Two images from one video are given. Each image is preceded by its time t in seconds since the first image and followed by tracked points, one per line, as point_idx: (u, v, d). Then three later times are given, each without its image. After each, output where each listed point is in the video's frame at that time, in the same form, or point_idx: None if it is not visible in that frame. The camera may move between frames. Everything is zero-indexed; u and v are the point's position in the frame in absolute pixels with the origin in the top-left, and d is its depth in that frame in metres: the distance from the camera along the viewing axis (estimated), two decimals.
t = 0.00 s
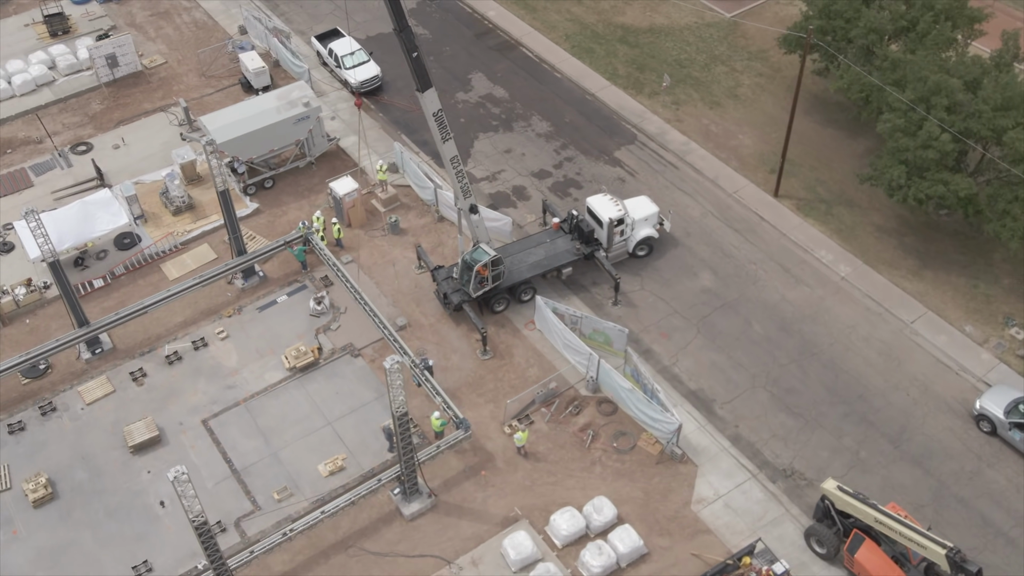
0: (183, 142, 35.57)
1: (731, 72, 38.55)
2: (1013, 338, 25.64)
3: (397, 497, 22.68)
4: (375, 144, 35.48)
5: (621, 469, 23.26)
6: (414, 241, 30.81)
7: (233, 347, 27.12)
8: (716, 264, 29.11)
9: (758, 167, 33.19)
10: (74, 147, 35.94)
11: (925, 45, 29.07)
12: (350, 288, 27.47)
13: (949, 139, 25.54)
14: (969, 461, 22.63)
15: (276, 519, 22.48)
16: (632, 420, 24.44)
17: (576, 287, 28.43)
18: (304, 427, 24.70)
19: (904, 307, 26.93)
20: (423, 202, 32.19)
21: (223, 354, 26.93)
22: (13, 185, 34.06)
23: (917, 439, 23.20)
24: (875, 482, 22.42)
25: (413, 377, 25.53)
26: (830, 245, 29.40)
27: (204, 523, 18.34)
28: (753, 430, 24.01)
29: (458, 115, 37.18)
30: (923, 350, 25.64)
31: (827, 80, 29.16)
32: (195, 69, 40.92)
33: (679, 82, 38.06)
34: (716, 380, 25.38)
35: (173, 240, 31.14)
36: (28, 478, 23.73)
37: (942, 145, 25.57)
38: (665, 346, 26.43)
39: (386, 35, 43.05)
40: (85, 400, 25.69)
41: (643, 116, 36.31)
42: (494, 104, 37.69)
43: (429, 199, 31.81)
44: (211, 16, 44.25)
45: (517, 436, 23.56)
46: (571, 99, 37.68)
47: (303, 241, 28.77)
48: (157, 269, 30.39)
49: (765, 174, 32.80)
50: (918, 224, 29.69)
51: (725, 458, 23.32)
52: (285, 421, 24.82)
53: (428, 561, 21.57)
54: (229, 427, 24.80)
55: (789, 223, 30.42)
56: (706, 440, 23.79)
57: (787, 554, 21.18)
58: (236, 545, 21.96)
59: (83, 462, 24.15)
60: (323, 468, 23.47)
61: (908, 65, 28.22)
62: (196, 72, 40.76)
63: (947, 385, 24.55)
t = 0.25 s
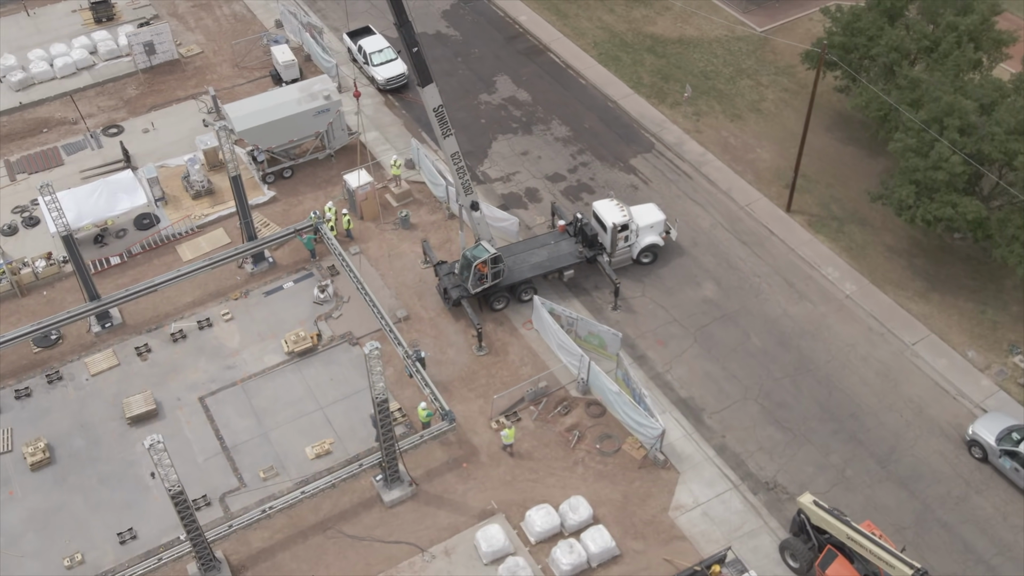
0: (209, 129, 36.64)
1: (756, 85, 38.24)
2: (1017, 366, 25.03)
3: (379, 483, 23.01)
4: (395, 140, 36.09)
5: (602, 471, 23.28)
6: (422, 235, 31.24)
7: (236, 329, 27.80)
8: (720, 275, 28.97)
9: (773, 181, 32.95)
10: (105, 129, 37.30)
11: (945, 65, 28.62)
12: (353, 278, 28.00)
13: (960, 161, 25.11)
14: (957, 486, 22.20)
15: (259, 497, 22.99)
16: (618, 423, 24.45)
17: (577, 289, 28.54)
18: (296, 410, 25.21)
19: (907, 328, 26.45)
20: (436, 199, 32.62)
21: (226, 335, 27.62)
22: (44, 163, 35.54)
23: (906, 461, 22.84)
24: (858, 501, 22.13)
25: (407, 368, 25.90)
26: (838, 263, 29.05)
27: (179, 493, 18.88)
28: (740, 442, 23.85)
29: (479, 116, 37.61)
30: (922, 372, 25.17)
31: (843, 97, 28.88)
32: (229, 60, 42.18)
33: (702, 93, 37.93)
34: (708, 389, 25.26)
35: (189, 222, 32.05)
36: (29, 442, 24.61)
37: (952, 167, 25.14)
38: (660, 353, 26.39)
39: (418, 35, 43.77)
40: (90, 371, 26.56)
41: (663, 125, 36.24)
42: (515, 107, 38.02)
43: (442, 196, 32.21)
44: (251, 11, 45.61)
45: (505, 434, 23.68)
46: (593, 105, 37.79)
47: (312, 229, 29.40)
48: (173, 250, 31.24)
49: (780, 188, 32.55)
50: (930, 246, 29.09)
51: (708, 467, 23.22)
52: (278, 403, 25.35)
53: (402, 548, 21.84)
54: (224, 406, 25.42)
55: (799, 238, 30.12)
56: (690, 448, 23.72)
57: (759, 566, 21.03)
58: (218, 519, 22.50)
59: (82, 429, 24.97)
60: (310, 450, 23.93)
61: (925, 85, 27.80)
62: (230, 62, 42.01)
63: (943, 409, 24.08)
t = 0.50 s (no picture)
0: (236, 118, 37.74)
1: (778, 101, 37.93)
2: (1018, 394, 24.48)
3: (363, 469, 23.39)
4: (415, 138, 36.69)
5: (582, 472, 23.36)
6: (431, 231, 31.68)
7: (241, 313, 28.53)
8: (723, 286, 28.86)
9: (787, 196, 32.70)
10: (138, 115, 38.72)
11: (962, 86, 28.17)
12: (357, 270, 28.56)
13: (967, 183, 24.69)
14: (941, 510, 21.86)
15: (246, 475, 23.58)
16: (605, 426, 24.50)
17: (577, 292, 28.67)
18: (290, 393, 25.77)
19: (907, 349, 26.04)
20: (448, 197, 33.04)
21: (230, 318, 28.37)
22: (76, 146, 37.12)
23: (890, 481, 22.55)
24: (837, 518, 21.91)
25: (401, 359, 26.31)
26: (843, 280, 28.71)
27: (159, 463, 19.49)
28: (724, 452, 23.77)
29: (499, 118, 38.01)
30: (917, 394, 24.79)
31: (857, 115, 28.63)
32: (263, 55, 43.45)
33: (724, 106, 37.77)
34: (698, 398, 25.19)
35: (207, 207, 33.02)
36: (33, 409, 25.57)
37: (958, 188, 24.75)
38: (653, 359, 26.40)
39: (449, 38, 44.46)
40: (98, 345, 27.49)
41: (682, 136, 36.14)
42: (536, 111, 38.33)
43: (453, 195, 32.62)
44: (289, 8, 46.83)
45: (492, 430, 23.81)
46: (613, 113, 37.87)
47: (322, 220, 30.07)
48: (190, 233, 32.19)
49: (792, 203, 32.32)
50: (940, 270, 28.62)
51: (690, 474, 23.17)
52: (273, 386, 25.96)
53: (378, 533, 22.17)
54: (221, 385, 26.10)
55: (807, 255, 29.85)
56: (673, 454, 23.70)
57: None
58: (204, 494, 23.13)
59: (84, 400, 25.85)
60: (299, 434, 24.47)
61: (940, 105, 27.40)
62: (263, 56, 43.26)
63: (935, 432, 23.72)
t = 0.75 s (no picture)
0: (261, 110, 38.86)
1: (799, 117, 37.55)
2: (1014, 420, 23.98)
3: (348, 454, 23.84)
4: (434, 137, 37.27)
5: (563, 469, 23.51)
6: (439, 228, 32.16)
7: (247, 297, 29.28)
8: (724, 296, 28.79)
9: (799, 210, 32.49)
10: (169, 104, 40.15)
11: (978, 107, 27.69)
12: (362, 260, 29.16)
13: (970, 204, 24.37)
14: (921, 531, 21.58)
15: (235, 453, 24.20)
16: (590, 426, 24.62)
17: (577, 294, 28.83)
18: (286, 376, 26.37)
19: (904, 369, 25.70)
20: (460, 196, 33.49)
21: (236, 301, 29.14)
22: (108, 130, 38.66)
23: (873, 499, 22.31)
24: (814, 532, 21.77)
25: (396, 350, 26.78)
26: (846, 297, 28.42)
27: (144, 432, 20.17)
28: (708, 459, 23.73)
29: (519, 121, 38.41)
30: (910, 414, 24.45)
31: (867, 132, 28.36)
32: (295, 51, 44.68)
33: (743, 119, 37.55)
34: (686, 405, 25.17)
35: (226, 193, 34.01)
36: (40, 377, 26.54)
37: (962, 210, 24.42)
38: (646, 364, 26.44)
39: (478, 42, 45.06)
40: (108, 320, 28.46)
41: (699, 146, 36.06)
42: (557, 116, 38.62)
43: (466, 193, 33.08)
44: (326, 6, 48.02)
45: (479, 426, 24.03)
46: (633, 121, 38.00)
47: (332, 210, 30.78)
48: (207, 218, 33.16)
49: (803, 218, 32.12)
50: (946, 292, 28.13)
51: (670, 479, 23.19)
52: (270, 369, 26.59)
53: (357, 516, 22.57)
54: (221, 365, 26.82)
55: (812, 269, 29.61)
56: (656, 458, 23.72)
57: None
58: (193, 468, 23.79)
59: (89, 371, 26.78)
60: (291, 416, 25.05)
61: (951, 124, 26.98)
62: (296, 53, 44.49)
63: (924, 452, 23.40)
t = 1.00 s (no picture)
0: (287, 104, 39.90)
1: (819, 134, 37.04)
2: (1006, 444, 23.56)
3: (335, 438, 24.35)
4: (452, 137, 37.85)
5: (544, 466, 23.73)
6: (448, 224, 32.65)
7: (255, 282, 30.10)
8: (723, 305, 28.75)
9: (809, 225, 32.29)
10: (201, 94, 41.46)
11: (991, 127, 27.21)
12: (367, 253, 29.78)
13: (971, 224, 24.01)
14: (897, 550, 21.36)
15: (227, 431, 24.89)
16: (575, 426, 24.80)
17: (577, 296, 29.04)
18: (284, 360, 27.05)
19: (899, 387, 25.39)
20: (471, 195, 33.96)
21: (244, 286, 29.98)
22: (140, 117, 40.06)
23: (851, 514, 22.14)
24: (788, 543, 21.68)
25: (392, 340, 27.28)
26: (847, 313, 28.15)
27: (133, 402, 20.93)
28: (690, 465, 23.74)
29: (538, 125, 38.79)
30: (900, 432, 24.15)
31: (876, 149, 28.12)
32: (328, 49, 45.76)
33: (762, 132, 37.23)
34: (674, 411, 25.21)
35: (244, 182, 34.99)
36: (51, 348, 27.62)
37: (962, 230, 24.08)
38: (638, 369, 26.54)
39: (506, 46, 45.59)
40: (120, 298, 29.50)
41: (714, 158, 35.92)
42: (576, 121, 38.92)
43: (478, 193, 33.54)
44: (361, 7, 49.09)
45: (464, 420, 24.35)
46: (651, 129, 38.12)
47: (342, 202, 31.50)
48: (224, 205, 34.15)
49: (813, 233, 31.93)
50: (950, 314, 27.64)
51: (650, 482, 23.26)
52: (270, 352, 27.29)
53: (338, 499, 23.04)
54: (223, 346, 27.61)
55: (816, 283, 29.42)
56: (638, 461, 23.80)
57: None
58: (185, 442, 24.54)
59: (97, 345, 27.78)
60: (284, 399, 25.68)
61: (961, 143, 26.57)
62: (328, 50, 45.56)
63: (909, 471, 23.12)
